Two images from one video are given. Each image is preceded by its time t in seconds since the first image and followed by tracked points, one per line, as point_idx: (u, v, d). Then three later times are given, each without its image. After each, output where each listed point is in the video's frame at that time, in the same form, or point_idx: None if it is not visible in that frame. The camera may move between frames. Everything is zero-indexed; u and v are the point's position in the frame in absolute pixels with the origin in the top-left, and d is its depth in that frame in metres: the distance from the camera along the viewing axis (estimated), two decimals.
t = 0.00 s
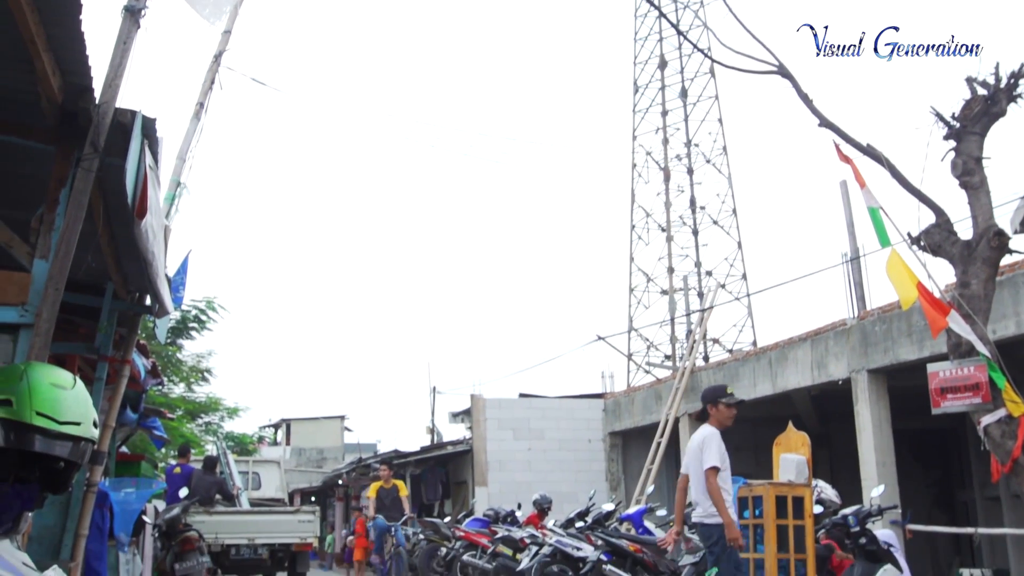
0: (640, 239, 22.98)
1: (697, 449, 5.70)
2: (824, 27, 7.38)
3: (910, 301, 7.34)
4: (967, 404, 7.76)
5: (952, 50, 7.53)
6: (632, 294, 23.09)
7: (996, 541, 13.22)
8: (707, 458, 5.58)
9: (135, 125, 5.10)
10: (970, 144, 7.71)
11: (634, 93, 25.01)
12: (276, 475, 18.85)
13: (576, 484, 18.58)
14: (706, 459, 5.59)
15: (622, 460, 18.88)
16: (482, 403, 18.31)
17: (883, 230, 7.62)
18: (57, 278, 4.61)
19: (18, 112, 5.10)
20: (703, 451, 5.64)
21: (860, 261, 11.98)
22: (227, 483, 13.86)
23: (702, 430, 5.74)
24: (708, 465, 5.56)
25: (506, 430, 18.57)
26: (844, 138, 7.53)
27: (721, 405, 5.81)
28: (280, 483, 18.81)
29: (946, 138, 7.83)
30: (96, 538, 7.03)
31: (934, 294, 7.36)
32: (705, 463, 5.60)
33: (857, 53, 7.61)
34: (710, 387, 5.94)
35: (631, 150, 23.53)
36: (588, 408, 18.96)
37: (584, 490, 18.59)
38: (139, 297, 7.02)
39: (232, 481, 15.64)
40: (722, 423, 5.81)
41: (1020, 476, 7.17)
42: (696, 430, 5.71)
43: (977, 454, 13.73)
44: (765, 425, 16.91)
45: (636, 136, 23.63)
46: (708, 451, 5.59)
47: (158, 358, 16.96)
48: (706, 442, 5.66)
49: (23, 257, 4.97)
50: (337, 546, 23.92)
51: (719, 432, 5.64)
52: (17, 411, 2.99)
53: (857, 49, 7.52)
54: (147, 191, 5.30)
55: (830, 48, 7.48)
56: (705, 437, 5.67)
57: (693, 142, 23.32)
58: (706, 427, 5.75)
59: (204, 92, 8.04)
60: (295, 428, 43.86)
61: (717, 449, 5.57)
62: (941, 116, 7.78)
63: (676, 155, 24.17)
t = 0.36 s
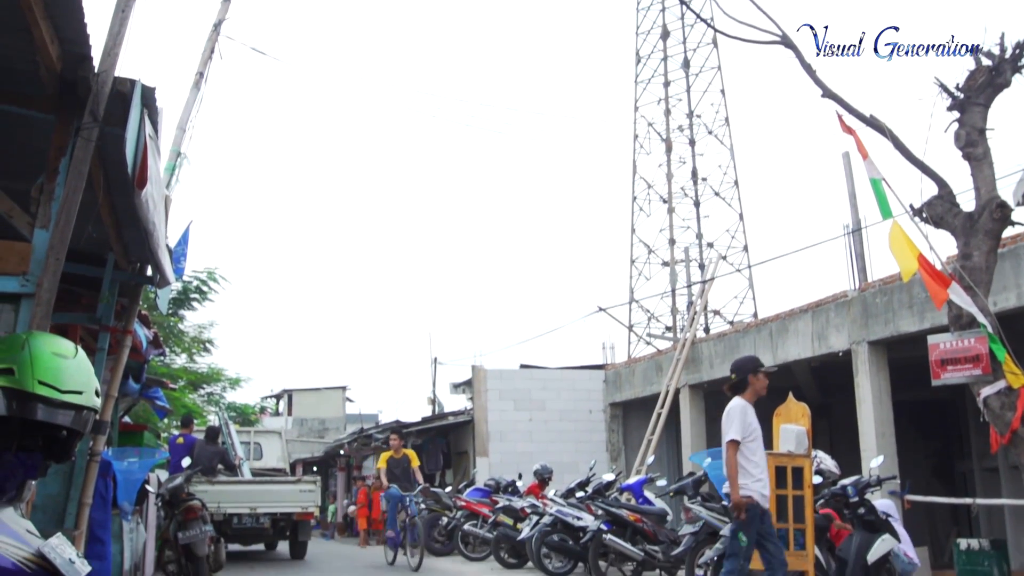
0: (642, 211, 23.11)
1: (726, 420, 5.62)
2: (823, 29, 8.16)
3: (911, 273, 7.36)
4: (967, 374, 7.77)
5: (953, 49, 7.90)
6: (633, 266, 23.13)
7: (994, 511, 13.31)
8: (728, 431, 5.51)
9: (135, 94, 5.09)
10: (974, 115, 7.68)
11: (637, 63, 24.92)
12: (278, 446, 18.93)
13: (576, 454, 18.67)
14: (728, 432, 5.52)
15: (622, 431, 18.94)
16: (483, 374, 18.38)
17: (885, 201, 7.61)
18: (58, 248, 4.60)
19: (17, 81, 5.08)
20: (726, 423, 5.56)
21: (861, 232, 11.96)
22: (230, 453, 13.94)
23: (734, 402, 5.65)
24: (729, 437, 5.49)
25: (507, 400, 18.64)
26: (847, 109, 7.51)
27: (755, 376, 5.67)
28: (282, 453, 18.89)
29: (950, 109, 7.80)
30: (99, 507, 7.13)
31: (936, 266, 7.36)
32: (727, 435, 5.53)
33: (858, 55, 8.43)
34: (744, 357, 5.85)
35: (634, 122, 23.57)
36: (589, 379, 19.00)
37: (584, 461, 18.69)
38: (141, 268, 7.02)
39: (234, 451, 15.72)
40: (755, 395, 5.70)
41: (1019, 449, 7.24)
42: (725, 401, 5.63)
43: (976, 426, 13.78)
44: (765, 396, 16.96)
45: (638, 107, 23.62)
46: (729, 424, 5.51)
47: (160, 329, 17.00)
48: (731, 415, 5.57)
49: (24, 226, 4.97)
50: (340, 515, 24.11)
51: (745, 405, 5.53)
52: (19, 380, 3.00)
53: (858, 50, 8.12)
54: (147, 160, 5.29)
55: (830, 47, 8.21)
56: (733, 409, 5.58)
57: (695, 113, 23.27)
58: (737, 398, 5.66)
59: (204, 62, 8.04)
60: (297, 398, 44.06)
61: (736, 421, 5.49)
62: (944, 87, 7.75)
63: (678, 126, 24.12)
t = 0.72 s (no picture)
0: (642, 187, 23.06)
1: (779, 394, 5.76)
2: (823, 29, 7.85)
3: (909, 251, 7.33)
4: (965, 352, 7.86)
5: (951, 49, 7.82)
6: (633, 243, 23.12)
7: (990, 488, 13.37)
8: (793, 405, 5.66)
9: (133, 69, 5.07)
10: (975, 93, 7.65)
11: (637, 40, 24.81)
12: (277, 422, 18.99)
13: (575, 431, 18.73)
14: (792, 405, 5.68)
15: (621, 408, 18.98)
16: (483, 351, 18.42)
17: (885, 179, 7.59)
18: (57, 224, 4.60)
19: (14, 55, 5.05)
20: (787, 397, 5.71)
21: (861, 210, 11.94)
22: (229, 429, 13.99)
23: (783, 376, 5.81)
24: (795, 411, 5.64)
25: (506, 377, 18.69)
26: (847, 86, 7.48)
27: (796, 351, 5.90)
28: (282, 430, 18.94)
29: (951, 86, 7.77)
30: (100, 483, 7.16)
31: (934, 244, 7.36)
32: (790, 408, 5.68)
33: (858, 54, 8.44)
34: (775, 332, 6.04)
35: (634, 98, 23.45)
36: (589, 356, 19.03)
37: (583, 437, 18.75)
38: (140, 245, 7.02)
39: (234, 428, 15.77)
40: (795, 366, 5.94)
41: (1016, 427, 7.28)
42: (778, 374, 5.76)
43: (974, 403, 13.82)
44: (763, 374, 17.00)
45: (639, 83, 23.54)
46: (795, 398, 5.66)
47: (159, 305, 16.98)
48: (791, 388, 5.73)
49: (22, 201, 4.95)
50: (339, 491, 24.23)
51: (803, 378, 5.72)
52: (18, 355, 3.01)
53: (858, 48, 7.95)
54: (145, 135, 5.27)
55: (831, 47, 7.96)
56: (789, 383, 5.73)
57: (695, 90, 23.18)
58: (786, 372, 5.82)
59: (201, 38, 7.97)
60: (296, 375, 44.15)
61: (803, 396, 5.66)
62: (946, 63, 7.72)
63: (678, 103, 24.03)
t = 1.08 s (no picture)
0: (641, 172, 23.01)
1: (839, 385, 6.14)
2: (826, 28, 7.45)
3: (908, 235, 7.32)
4: (963, 336, 7.88)
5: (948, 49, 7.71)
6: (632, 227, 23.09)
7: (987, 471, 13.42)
8: (858, 396, 6.08)
9: (129, 50, 5.06)
10: (975, 76, 7.62)
11: (636, 23, 24.69)
12: (275, 405, 19.00)
13: (574, 415, 18.76)
14: (856, 396, 6.09)
15: (619, 391, 19.01)
16: (481, 334, 18.43)
17: (884, 163, 7.58)
18: (54, 206, 4.59)
19: (11, 37, 5.03)
20: (849, 388, 6.12)
21: (860, 195, 11.92)
22: (228, 413, 14.01)
23: (838, 367, 6.21)
24: (861, 402, 6.06)
25: (505, 360, 18.72)
26: (848, 70, 7.45)
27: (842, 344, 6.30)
28: (280, 413, 18.96)
29: (951, 70, 7.73)
30: (100, 466, 7.18)
31: (933, 228, 7.35)
32: (854, 399, 6.09)
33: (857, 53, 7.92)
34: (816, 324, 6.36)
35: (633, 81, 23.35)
36: (587, 340, 19.04)
37: (582, 421, 18.78)
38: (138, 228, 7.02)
39: (233, 411, 15.79)
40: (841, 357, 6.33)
41: (1013, 411, 7.30)
42: (838, 364, 6.12)
43: (972, 387, 13.86)
44: (761, 358, 17.02)
45: (638, 66, 23.43)
46: (860, 390, 6.08)
47: (157, 289, 16.95)
48: (852, 381, 6.13)
49: (19, 183, 4.94)
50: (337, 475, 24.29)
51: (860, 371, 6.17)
52: (16, 338, 3.02)
53: (858, 48, 7.68)
54: (142, 118, 5.26)
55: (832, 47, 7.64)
56: (850, 375, 6.14)
57: (694, 74, 23.09)
58: (840, 364, 6.21)
59: (198, 20, 7.92)
60: (294, 358, 44.16)
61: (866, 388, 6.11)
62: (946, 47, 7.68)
63: (678, 86, 23.93)
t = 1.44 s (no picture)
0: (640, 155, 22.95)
1: (881, 364, 5.85)
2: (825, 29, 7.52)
3: (907, 219, 7.31)
4: (961, 320, 7.83)
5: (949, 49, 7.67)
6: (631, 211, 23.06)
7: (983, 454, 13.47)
8: (898, 378, 5.82)
9: (126, 32, 5.03)
10: (975, 60, 7.59)
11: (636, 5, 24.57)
12: (274, 388, 19.03)
13: (572, 397, 18.79)
14: (895, 379, 5.83)
15: (618, 374, 19.03)
16: (480, 318, 18.44)
17: (884, 146, 7.57)
18: (52, 189, 4.57)
19: (7, 18, 5.01)
20: (890, 369, 5.85)
21: (859, 178, 11.90)
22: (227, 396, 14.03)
23: (878, 348, 5.92)
24: (900, 384, 5.82)
25: (503, 343, 18.76)
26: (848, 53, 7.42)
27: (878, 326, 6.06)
28: (278, 396, 18.99)
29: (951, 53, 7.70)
30: (99, 447, 7.19)
31: (933, 212, 7.35)
32: (893, 381, 5.83)
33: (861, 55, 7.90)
34: (856, 302, 6.07)
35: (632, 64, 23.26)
36: (585, 323, 19.05)
37: (580, 404, 18.82)
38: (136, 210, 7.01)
39: (231, 394, 15.81)
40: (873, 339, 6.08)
41: (1010, 394, 7.32)
42: (884, 344, 5.86)
43: (969, 370, 13.89)
44: (760, 341, 17.03)
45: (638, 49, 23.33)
46: (900, 372, 5.84)
47: (155, 272, 16.92)
48: (892, 361, 5.88)
49: (16, 165, 4.92)
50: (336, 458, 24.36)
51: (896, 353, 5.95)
52: (14, 320, 3.02)
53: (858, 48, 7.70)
54: (140, 99, 5.24)
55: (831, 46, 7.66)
56: (890, 355, 5.88)
57: (694, 57, 22.99)
58: (880, 344, 5.94)
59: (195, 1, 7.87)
60: (293, 341, 44.21)
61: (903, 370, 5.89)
62: (946, 30, 7.65)
63: (677, 69, 23.84)
